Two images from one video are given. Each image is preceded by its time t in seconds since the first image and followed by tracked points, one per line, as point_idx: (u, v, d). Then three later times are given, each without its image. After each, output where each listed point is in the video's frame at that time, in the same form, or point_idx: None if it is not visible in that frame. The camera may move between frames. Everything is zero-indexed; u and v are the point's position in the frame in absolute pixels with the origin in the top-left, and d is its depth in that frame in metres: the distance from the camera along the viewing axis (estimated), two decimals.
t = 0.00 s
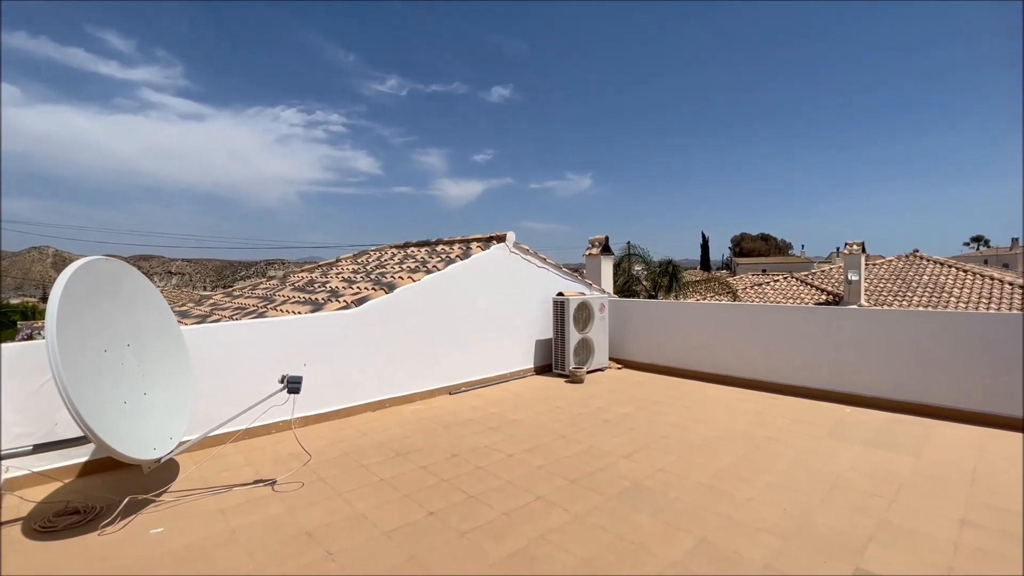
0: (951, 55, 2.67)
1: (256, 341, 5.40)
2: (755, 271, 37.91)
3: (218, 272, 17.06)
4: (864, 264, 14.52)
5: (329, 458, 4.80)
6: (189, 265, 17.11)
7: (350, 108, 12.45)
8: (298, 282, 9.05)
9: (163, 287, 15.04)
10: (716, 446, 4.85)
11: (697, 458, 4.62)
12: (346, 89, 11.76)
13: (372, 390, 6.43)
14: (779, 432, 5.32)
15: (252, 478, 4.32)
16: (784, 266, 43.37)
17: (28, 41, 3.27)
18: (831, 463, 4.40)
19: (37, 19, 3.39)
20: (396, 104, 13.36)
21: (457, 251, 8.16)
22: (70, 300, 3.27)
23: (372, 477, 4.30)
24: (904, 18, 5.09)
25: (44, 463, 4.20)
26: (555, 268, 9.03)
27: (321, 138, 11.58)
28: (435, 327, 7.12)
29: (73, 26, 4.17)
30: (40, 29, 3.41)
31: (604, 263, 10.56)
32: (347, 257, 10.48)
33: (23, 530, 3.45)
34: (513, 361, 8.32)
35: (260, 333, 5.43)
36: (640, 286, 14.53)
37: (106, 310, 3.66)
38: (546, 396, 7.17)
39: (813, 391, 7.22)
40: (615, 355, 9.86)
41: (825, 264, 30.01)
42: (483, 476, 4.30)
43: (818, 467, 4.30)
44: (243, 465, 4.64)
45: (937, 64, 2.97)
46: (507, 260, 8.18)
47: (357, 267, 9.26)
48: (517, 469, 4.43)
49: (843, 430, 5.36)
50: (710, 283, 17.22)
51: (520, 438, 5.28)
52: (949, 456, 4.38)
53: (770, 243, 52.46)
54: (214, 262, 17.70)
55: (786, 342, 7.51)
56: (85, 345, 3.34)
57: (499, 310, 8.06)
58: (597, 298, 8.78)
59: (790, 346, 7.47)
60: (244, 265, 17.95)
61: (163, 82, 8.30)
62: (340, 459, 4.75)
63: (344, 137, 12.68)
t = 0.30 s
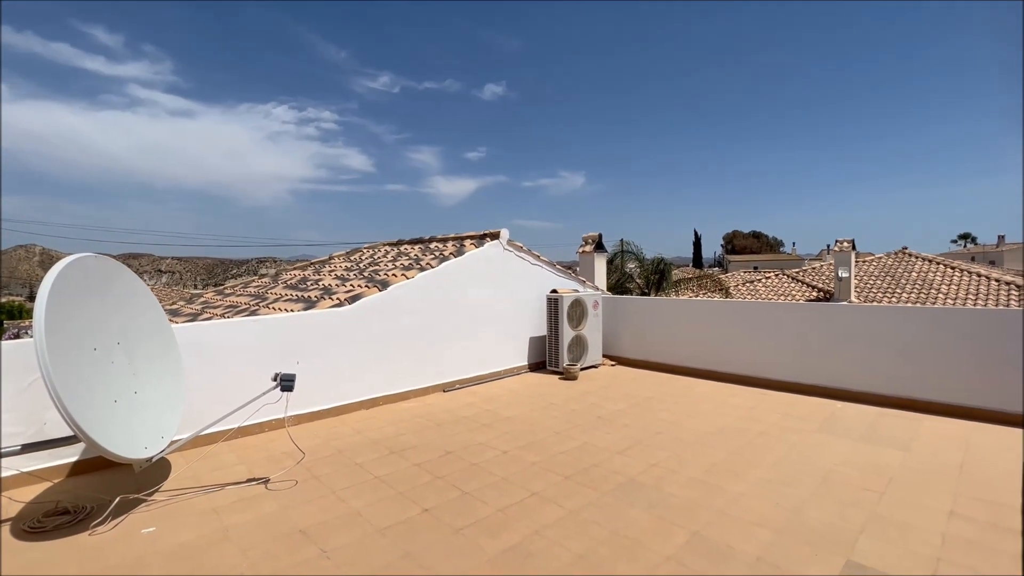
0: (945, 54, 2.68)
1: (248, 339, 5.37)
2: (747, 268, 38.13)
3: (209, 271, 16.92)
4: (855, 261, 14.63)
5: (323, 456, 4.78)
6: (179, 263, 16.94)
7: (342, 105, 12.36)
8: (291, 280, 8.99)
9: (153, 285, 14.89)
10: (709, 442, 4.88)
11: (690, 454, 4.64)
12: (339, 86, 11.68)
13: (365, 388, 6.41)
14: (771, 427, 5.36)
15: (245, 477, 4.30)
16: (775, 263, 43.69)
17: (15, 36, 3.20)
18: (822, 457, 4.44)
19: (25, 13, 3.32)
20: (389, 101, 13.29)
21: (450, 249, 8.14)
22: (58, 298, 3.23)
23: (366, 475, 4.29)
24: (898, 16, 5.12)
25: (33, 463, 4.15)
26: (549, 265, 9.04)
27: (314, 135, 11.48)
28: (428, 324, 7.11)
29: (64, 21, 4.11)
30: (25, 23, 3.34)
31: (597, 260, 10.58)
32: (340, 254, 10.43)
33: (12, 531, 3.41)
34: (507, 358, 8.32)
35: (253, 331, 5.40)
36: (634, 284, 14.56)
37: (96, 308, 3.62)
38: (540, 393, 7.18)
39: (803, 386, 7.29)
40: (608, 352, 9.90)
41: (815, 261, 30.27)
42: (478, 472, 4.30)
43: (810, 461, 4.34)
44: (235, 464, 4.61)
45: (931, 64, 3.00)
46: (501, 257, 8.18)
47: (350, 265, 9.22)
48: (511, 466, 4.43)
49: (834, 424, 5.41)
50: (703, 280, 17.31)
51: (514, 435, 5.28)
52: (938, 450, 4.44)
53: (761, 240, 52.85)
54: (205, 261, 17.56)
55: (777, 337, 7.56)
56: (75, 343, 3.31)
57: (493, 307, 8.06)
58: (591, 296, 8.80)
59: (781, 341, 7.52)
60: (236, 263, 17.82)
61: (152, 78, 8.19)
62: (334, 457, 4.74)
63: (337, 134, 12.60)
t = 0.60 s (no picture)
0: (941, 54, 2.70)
1: (239, 340, 5.31)
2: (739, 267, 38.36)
3: (199, 271, 16.76)
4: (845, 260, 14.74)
5: (315, 458, 4.73)
6: (168, 264, 16.74)
7: (334, 104, 12.27)
8: (282, 279, 8.91)
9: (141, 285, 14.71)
10: (703, 441, 4.88)
11: (685, 453, 4.64)
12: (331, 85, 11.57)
13: (358, 388, 6.37)
14: (765, 425, 5.37)
15: (236, 480, 4.25)
16: (766, 263, 44.01)
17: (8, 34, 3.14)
18: (816, 454, 4.47)
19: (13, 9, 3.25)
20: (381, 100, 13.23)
21: (444, 248, 8.10)
22: (42, 298, 3.17)
23: (359, 477, 4.26)
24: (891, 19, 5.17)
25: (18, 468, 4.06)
26: (542, 264, 9.03)
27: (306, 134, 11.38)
28: (421, 324, 7.07)
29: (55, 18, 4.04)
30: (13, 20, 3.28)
31: (590, 259, 10.58)
32: (332, 254, 10.36)
33: None
34: (501, 358, 8.30)
35: (245, 331, 5.35)
36: (626, 283, 14.60)
37: (82, 309, 3.55)
38: (534, 393, 7.17)
39: (795, 384, 7.34)
40: (602, 351, 9.91)
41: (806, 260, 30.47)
42: (472, 473, 4.28)
43: (804, 459, 4.37)
44: (226, 467, 4.55)
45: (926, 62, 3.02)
46: (494, 256, 8.15)
47: (342, 264, 9.16)
48: (507, 466, 4.41)
49: (827, 422, 5.45)
50: (695, 279, 17.39)
51: (509, 435, 5.26)
52: (930, 447, 4.48)
53: (752, 240, 53.22)
54: (195, 261, 17.39)
55: (770, 336, 7.60)
56: (60, 344, 3.25)
57: (486, 306, 8.04)
58: (584, 295, 8.80)
59: (773, 340, 7.56)
60: (226, 263, 17.66)
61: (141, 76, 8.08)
62: (327, 459, 4.69)
63: (328, 134, 12.51)
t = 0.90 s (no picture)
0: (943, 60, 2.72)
1: (225, 345, 5.21)
2: (728, 268, 38.64)
3: (185, 273, 16.51)
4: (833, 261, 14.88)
5: (305, 464, 4.66)
6: (154, 266, 16.48)
7: (324, 105, 12.16)
8: (270, 282, 8.79)
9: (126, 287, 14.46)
10: (697, 444, 4.87)
11: (679, 455, 4.63)
12: (320, 86, 11.46)
13: (348, 392, 6.30)
14: (759, 427, 5.38)
15: (223, 488, 4.17)
16: (755, 263, 44.37)
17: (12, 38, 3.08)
18: (810, 456, 4.48)
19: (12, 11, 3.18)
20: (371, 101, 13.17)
21: (435, 249, 8.04)
22: (19, 302, 3.07)
23: (350, 483, 4.19)
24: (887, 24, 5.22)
25: None
26: (535, 266, 9.00)
27: (294, 135, 11.25)
28: (412, 326, 7.00)
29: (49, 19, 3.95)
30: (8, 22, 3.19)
31: (582, 260, 10.57)
32: (322, 255, 10.26)
33: None
34: (493, 360, 8.26)
35: (233, 335, 5.26)
36: (617, 283, 14.62)
37: (61, 313, 3.45)
38: (527, 395, 7.14)
39: (788, 385, 7.36)
40: (594, 352, 9.89)
41: (794, 261, 30.76)
42: (466, 479, 4.23)
43: (799, 460, 4.37)
44: (212, 474, 4.46)
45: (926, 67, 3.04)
46: (486, 258, 8.11)
47: (332, 266, 9.06)
48: (500, 471, 4.37)
49: (819, 422, 5.47)
50: (685, 280, 17.46)
51: (502, 439, 5.22)
52: (922, 447, 4.51)
53: (741, 241, 53.66)
54: (182, 263, 17.14)
55: (763, 337, 7.61)
56: (37, 349, 3.15)
57: (478, 308, 7.99)
58: (577, 296, 8.79)
59: (767, 340, 7.57)
60: (213, 265, 17.43)
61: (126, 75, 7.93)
62: (317, 465, 4.62)
63: (318, 134, 12.38)
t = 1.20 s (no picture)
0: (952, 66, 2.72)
1: (209, 351, 5.09)
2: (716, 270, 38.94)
3: (169, 276, 16.20)
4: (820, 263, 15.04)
5: (293, 475, 4.55)
6: (137, 269, 16.15)
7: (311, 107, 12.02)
8: (256, 285, 8.64)
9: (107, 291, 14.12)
10: (693, 450, 4.84)
11: (676, 461, 4.59)
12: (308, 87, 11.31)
13: (338, 399, 6.19)
14: (755, 430, 5.37)
15: (207, 501, 4.04)
16: (742, 266, 44.84)
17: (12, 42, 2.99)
18: (808, 460, 4.47)
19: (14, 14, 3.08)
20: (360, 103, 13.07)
21: (426, 252, 7.96)
22: None
23: (340, 495, 4.09)
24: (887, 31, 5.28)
25: None
26: (526, 268, 8.94)
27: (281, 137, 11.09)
28: (403, 331, 6.91)
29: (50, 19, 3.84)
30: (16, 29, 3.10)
31: (574, 263, 10.54)
32: (310, 259, 10.11)
33: None
34: (485, 365, 8.18)
35: (219, 340, 5.16)
36: (607, 286, 14.63)
37: (37, 321, 3.31)
38: (520, 400, 7.07)
39: (781, 387, 7.38)
40: (586, 355, 9.86)
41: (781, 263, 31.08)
42: (460, 488, 4.15)
43: (796, 465, 4.36)
44: (195, 487, 4.33)
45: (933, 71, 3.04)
46: (478, 260, 8.04)
47: (321, 270, 8.93)
48: (495, 480, 4.29)
49: (815, 425, 5.48)
50: (675, 282, 17.55)
51: (496, 446, 5.15)
52: (919, 451, 4.52)
53: (728, 243, 54.19)
54: (165, 266, 16.82)
55: (756, 339, 7.62)
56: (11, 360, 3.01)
57: (470, 312, 7.92)
58: (570, 299, 8.75)
59: (760, 342, 7.59)
60: (197, 268, 17.12)
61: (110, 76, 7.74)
62: (306, 476, 4.51)
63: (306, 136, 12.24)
